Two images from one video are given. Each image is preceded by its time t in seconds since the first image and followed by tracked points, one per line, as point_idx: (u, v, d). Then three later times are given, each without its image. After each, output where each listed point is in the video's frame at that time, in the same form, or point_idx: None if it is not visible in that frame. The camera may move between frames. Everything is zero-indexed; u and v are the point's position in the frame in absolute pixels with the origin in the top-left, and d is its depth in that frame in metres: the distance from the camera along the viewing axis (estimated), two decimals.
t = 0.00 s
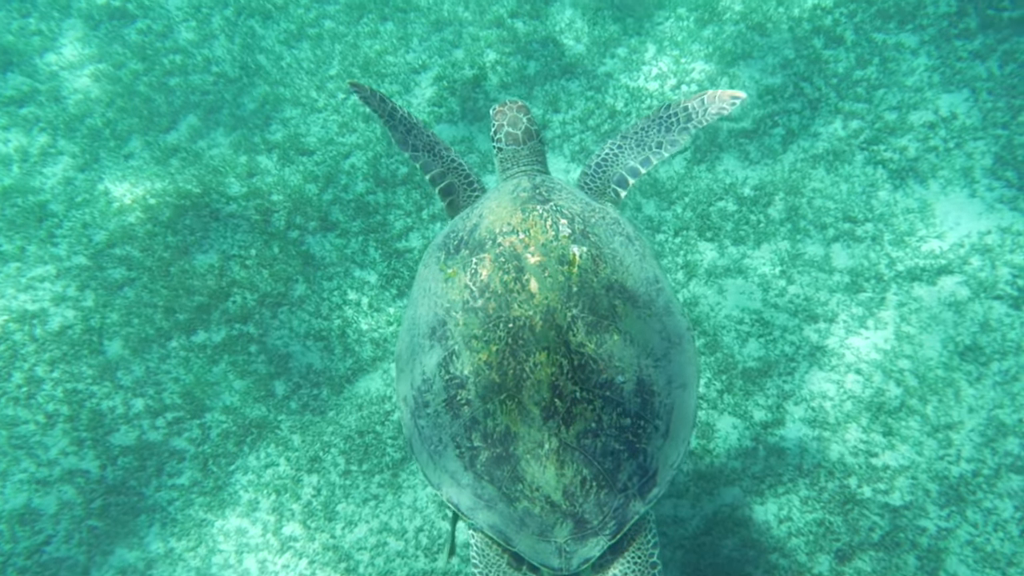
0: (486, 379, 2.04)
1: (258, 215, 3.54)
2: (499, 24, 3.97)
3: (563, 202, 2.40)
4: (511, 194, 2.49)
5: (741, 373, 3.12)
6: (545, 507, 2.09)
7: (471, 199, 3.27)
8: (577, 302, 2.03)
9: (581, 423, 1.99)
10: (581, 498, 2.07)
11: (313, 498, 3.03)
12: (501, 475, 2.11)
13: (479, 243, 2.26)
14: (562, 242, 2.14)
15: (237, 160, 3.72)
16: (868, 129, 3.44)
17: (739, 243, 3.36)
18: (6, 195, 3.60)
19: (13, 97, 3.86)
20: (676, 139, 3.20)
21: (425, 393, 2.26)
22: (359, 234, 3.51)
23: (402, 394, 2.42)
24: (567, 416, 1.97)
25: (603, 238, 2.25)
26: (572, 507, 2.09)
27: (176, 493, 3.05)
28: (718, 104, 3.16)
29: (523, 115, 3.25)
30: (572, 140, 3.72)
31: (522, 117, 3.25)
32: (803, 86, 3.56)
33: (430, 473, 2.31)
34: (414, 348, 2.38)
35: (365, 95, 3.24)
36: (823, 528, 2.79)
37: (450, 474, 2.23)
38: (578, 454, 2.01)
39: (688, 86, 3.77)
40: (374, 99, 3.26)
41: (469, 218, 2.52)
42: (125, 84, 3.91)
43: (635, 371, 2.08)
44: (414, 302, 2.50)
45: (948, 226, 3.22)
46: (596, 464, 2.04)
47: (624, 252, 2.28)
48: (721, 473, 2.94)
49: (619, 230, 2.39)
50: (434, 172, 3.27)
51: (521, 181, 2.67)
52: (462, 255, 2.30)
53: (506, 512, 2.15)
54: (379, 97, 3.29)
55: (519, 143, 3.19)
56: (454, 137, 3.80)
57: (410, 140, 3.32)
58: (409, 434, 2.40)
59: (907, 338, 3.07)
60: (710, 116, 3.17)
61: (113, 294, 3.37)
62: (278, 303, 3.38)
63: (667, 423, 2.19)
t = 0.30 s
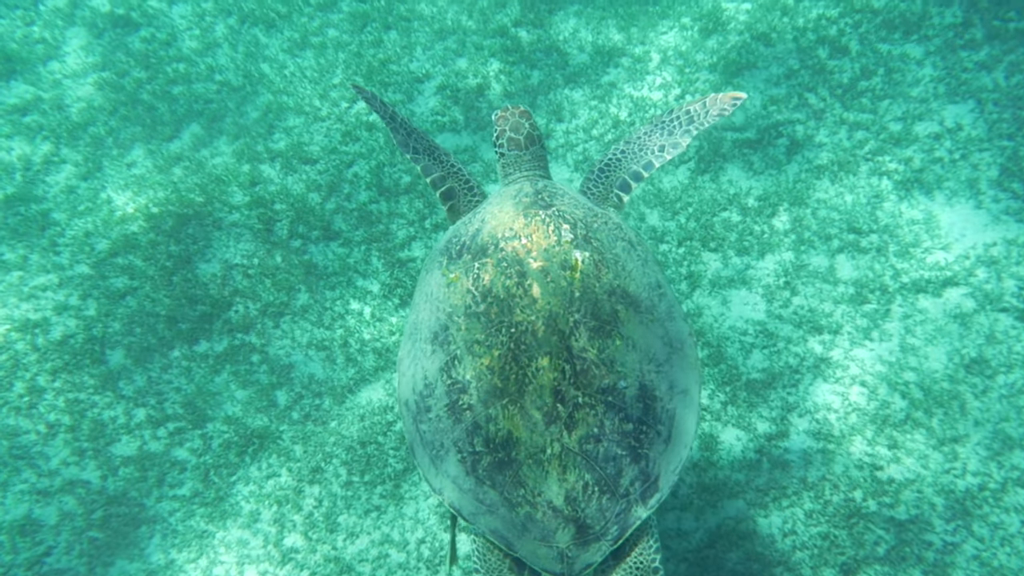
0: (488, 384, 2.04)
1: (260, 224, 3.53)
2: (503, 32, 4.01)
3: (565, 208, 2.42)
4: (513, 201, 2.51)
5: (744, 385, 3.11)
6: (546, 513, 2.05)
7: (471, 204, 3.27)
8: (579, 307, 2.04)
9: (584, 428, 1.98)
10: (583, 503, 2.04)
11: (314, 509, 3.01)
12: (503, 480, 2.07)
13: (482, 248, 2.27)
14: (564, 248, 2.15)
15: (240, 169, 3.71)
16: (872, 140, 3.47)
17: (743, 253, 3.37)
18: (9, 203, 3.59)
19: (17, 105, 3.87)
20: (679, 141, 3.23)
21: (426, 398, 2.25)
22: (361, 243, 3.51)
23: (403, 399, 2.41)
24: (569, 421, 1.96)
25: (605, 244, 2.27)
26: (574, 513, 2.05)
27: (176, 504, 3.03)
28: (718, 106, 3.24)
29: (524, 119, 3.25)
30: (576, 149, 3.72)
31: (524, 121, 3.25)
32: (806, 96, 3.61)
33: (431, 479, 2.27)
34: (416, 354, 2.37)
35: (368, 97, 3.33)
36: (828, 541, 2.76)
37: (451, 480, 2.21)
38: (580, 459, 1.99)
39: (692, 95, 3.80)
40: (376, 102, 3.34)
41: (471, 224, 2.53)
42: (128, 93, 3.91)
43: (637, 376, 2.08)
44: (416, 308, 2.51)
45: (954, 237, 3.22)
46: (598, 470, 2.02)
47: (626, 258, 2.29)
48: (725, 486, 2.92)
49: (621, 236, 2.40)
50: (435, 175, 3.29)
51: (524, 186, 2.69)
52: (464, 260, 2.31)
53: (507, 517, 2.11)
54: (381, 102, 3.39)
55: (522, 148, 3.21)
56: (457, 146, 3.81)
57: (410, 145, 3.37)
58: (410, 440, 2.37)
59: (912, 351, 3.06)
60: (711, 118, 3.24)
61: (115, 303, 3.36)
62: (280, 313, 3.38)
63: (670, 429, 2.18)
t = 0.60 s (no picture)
0: (492, 391, 2.04)
1: (266, 237, 3.54)
2: (509, 45, 4.03)
3: (570, 215, 2.44)
4: (518, 207, 2.52)
5: (751, 400, 3.09)
6: (550, 520, 2.04)
7: (473, 210, 3.30)
8: (584, 314, 2.05)
9: (588, 435, 1.99)
10: (587, 511, 2.04)
11: (319, 523, 2.99)
12: (507, 487, 2.07)
13: (486, 255, 2.28)
14: (569, 254, 2.17)
15: (246, 181, 3.71)
16: (880, 153, 3.47)
17: (750, 267, 3.36)
18: (15, 215, 3.59)
19: (23, 117, 3.87)
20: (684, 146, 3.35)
21: (430, 405, 2.24)
22: (367, 256, 3.50)
23: (406, 405, 2.40)
24: (574, 429, 1.97)
25: (610, 251, 2.29)
26: (578, 521, 2.04)
27: (180, 518, 3.02)
28: (722, 111, 3.40)
29: (529, 128, 3.32)
30: (582, 161, 3.75)
31: (529, 130, 3.32)
32: (814, 109, 3.63)
33: (434, 486, 2.26)
34: (420, 360, 2.36)
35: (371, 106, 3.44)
36: (837, 559, 2.72)
37: (454, 486, 2.19)
38: (585, 466, 2.00)
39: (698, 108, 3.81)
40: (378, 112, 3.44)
41: (475, 230, 2.54)
42: (135, 105, 3.92)
43: (641, 384, 2.11)
44: (420, 314, 2.51)
45: (963, 251, 3.20)
46: (602, 477, 2.03)
47: (630, 265, 2.32)
48: (732, 501, 2.89)
49: (626, 243, 2.42)
50: (435, 179, 3.31)
51: (528, 193, 2.70)
52: (469, 266, 2.31)
53: (511, 525, 2.10)
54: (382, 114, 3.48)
55: (527, 154, 3.27)
56: (463, 157, 3.81)
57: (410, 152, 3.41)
58: (413, 447, 2.36)
59: (922, 366, 3.04)
60: (716, 122, 3.39)
61: (120, 315, 3.35)
62: (285, 325, 3.38)
63: (674, 436, 2.20)
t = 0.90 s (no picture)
0: (497, 398, 2.05)
1: (272, 248, 3.54)
2: (515, 57, 4.05)
3: (574, 221, 2.47)
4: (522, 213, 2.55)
5: (759, 414, 3.06)
6: (555, 528, 2.04)
7: (473, 216, 3.29)
8: (588, 321, 2.09)
9: (593, 442, 1.99)
10: (592, 519, 2.02)
11: (324, 538, 2.97)
12: (512, 494, 2.05)
13: (491, 262, 2.32)
14: (573, 262, 2.21)
15: (252, 192, 3.71)
16: (888, 166, 3.47)
17: (757, 279, 3.35)
18: (22, 228, 3.59)
19: (31, 129, 3.86)
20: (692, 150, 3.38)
21: (434, 411, 2.25)
22: (372, 267, 3.49)
23: (410, 412, 2.40)
24: (579, 436, 1.97)
25: (614, 258, 2.33)
26: (583, 528, 2.03)
27: (185, 532, 3.01)
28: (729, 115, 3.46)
29: (534, 134, 3.33)
30: (588, 173, 3.75)
31: (534, 136, 3.33)
32: (821, 121, 3.63)
33: (438, 494, 2.25)
34: (424, 367, 2.37)
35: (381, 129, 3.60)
36: None
37: (458, 493, 2.18)
38: (590, 474, 1.99)
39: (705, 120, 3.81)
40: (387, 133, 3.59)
41: (480, 237, 2.57)
42: (142, 117, 3.93)
43: (646, 391, 2.12)
44: (424, 321, 2.52)
45: (973, 264, 3.18)
46: (607, 484, 2.01)
47: (634, 272, 2.34)
48: (740, 517, 2.87)
49: (630, 250, 2.45)
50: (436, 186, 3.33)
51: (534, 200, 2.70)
52: (473, 273, 2.35)
53: (516, 532, 2.10)
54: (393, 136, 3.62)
55: (531, 162, 3.29)
56: (468, 169, 3.81)
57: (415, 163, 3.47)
58: (418, 453, 2.36)
59: (932, 381, 3.01)
60: (723, 125, 3.44)
61: (126, 328, 3.35)
62: (291, 337, 3.38)
63: (679, 443, 2.20)
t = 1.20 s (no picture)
0: (502, 405, 2.06)
1: (278, 260, 3.56)
2: (522, 68, 4.05)
3: (580, 227, 2.43)
4: (527, 219, 2.53)
5: (768, 429, 3.03)
6: (560, 536, 2.02)
7: (474, 223, 3.30)
8: (593, 328, 2.09)
9: (598, 449, 1.99)
10: (598, 527, 2.01)
11: (328, 553, 2.95)
12: (517, 502, 2.04)
13: (495, 268, 2.31)
14: (578, 268, 2.20)
15: (259, 204, 3.71)
16: (897, 178, 3.45)
17: (765, 292, 3.34)
18: (30, 241, 3.59)
19: (39, 142, 3.85)
20: (700, 156, 3.41)
21: (438, 418, 2.24)
22: (378, 279, 3.50)
23: (414, 419, 2.39)
24: (583, 443, 1.98)
25: (619, 264, 2.31)
26: (588, 536, 2.02)
27: (189, 547, 2.99)
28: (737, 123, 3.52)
29: (538, 142, 3.33)
30: (595, 184, 3.75)
31: (538, 144, 3.33)
32: (829, 133, 3.63)
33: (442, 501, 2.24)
34: (428, 373, 2.37)
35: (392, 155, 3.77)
36: None
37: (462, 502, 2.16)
38: (594, 481, 1.99)
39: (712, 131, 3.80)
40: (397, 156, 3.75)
41: (484, 243, 2.57)
42: (150, 129, 3.95)
43: (652, 399, 2.10)
44: (429, 327, 2.52)
45: (983, 278, 3.16)
46: (612, 492, 2.01)
47: (640, 279, 2.32)
48: (749, 533, 2.83)
49: (636, 256, 2.42)
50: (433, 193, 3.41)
51: (538, 206, 2.70)
52: (478, 280, 2.35)
53: (521, 540, 2.08)
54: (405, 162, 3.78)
55: (536, 168, 3.29)
56: (475, 180, 3.81)
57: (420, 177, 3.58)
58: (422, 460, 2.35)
59: (943, 396, 2.98)
60: (731, 131, 3.49)
61: (132, 340, 3.35)
62: (296, 350, 3.37)
63: (684, 451, 2.17)
